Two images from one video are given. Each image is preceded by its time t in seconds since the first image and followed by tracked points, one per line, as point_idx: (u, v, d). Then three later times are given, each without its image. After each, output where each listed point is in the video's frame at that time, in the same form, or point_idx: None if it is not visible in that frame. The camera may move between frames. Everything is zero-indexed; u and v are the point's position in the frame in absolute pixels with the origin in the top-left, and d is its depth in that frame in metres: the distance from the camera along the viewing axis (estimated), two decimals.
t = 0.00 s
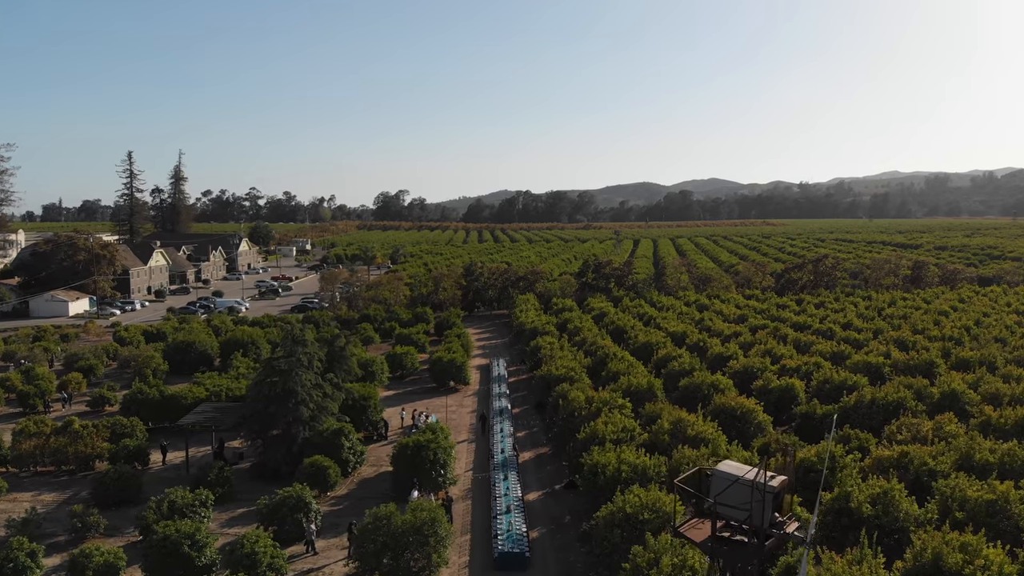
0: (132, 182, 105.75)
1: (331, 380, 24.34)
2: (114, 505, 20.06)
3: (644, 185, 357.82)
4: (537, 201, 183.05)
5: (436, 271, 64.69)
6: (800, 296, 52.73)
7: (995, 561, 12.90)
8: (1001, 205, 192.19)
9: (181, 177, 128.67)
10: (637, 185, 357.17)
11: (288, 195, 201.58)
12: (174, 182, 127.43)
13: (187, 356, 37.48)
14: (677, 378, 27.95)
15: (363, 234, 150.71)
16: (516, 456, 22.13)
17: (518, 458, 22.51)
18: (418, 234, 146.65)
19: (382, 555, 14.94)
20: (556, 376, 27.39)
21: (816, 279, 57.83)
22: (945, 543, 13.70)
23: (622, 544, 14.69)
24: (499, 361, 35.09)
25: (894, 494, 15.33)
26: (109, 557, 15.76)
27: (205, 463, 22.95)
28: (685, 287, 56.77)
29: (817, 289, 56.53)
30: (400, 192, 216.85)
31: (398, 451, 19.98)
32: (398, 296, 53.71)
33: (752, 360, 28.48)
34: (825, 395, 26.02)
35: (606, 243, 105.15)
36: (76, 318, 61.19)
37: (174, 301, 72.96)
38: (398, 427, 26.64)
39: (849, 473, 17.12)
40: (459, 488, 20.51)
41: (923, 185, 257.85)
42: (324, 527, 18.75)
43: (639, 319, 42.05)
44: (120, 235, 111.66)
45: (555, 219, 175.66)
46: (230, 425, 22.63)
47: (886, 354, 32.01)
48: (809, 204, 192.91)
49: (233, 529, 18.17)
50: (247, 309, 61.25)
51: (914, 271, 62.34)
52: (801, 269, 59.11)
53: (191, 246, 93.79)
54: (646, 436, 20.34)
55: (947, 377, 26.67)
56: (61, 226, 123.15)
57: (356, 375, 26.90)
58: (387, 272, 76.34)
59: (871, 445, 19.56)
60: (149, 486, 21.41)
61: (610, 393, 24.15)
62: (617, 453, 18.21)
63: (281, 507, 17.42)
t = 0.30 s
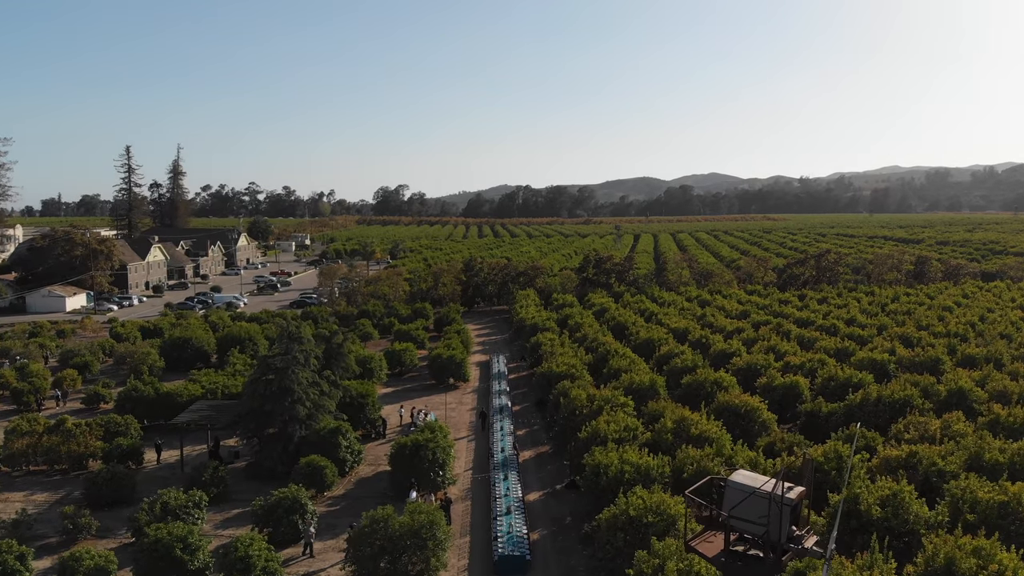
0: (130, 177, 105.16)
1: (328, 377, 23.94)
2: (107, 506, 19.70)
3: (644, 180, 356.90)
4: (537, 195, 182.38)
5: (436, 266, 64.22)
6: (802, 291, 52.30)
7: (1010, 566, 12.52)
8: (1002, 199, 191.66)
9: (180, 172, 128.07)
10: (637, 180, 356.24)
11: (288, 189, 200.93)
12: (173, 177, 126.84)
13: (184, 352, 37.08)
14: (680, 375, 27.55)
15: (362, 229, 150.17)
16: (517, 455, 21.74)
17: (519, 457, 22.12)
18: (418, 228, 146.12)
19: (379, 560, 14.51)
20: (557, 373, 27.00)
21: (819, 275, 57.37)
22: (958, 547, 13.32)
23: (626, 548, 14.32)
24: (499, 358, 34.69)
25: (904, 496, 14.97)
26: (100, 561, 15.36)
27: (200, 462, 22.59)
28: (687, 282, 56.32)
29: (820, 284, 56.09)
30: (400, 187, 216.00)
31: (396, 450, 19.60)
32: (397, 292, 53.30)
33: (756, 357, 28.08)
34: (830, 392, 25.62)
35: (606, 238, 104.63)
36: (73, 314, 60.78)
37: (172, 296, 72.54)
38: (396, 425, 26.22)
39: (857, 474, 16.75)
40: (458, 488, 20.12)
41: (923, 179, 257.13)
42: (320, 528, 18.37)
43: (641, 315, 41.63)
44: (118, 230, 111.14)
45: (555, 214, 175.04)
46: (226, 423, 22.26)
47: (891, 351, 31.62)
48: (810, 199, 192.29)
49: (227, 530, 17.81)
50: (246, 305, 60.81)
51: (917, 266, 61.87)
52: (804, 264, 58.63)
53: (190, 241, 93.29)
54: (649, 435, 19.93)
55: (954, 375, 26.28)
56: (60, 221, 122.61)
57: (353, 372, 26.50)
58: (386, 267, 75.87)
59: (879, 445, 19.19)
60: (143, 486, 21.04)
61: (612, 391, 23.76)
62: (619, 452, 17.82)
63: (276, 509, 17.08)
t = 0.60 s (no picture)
0: (128, 171, 104.62)
1: (325, 375, 23.50)
2: (99, 506, 19.29)
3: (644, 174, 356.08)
4: (537, 190, 181.73)
5: (435, 261, 63.72)
6: (805, 287, 51.83)
7: None
8: (1002, 194, 191.07)
9: (178, 166, 127.40)
10: (638, 174, 355.39)
11: (287, 184, 200.37)
12: (171, 171, 126.24)
13: (180, 349, 36.66)
14: (682, 373, 27.13)
15: (362, 224, 149.64)
16: (517, 454, 21.33)
17: (519, 456, 21.71)
18: (417, 223, 145.57)
19: (377, 564, 14.10)
20: (557, 370, 26.58)
21: (821, 270, 56.90)
22: (972, 552, 12.92)
23: (630, 553, 13.91)
24: (499, 354, 34.27)
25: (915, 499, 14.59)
26: (88, 565, 14.91)
27: (194, 461, 22.18)
28: (688, 278, 55.88)
29: (822, 279, 55.65)
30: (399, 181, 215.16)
31: (394, 450, 19.18)
32: (396, 287, 52.84)
33: (760, 354, 27.64)
34: (836, 390, 25.19)
35: (607, 233, 104.11)
36: (69, 309, 60.40)
37: (169, 292, 72.12)
38: (394, 424, 25.80)
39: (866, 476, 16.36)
40: (457, 489, 19.71)
41: (924, 174, 256.22)
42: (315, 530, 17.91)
43: (642, 311, 41.20)
44: (116, 224, 110.62)
45: (555, 208, 174.44)
46: (221, 422, 21.83)
47: (896, 348, 31.18)
48: (811, 193, 191.61)
49: (221, 533, 17.42)
50: (244, 300, 60.40)
51: (920, 261, 61.36)
52: (806, 259, 58.17)
53: (188, 235, 92.74)
54: (652, 435, 19.53)
55: (962, 372, 25.87)
56: (58, 216, 122.10)
57: (351, 369, 26.07)
58: (386, 262, 75.47)
59: (887, 446, 18.79)
60: (136, 486, 20.63)
61: (613, 389, 23.34)
62: (622, 453, 17.41)
63: (270, 510, 16.69)
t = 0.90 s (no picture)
0: (126, 165, 104.00)
1: (322, 373, 23.04)
2: (90, 508, 18.89)
3: (644, 168, 355.47)
4: (537, 184, 181.04)
5: (434, 256, 63.21)
6: (807, 282, 51.37)
7: None
8: (1003, 188, 190.46)
9: (176, 160, 126.70)
10: (638, 168, 354.32)
11: (286, 178, 199.73)
12: (170, 165, 125.59)
13: (176, 345, 36.21)
14: (685, 370, 26.69)
15: (361, 218, 149.08)
16: (517, 454, 20.90)
17: (520, 456, 21.29)
18: (417, 218, 144.98)
19: (372, 570, 13.68)
20: (558, 367, 26.13)
21: (824, 265, 56.42)
22: (987, 559, 12.48)
23: (633, 559, 13.48)
24: (499, 351, 33.82)
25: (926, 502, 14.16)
26: (76, 570, 14.47)
27: (188, 461, 21.79)
28: (690, 273, 55.40)
29: (825, 274, 55.18)
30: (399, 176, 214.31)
31: (391, 450, 18.74)
32: (395, 282, 52.37)
33: (764, 350, 27.20)
34: (842, 388, 24.74)
35: (607, 228, 103.62)
36: (66, 304, 59.96)
37: (167, 286, 71.64)
38: (392, 422, 25.36)
39: (876, 478, 15.94)
40: (456, 489, 19.30)
41: (925, 167, 255.23)
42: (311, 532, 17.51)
43: (644, 307, 40.75)
44: (114, 219, 110.07)
45: (555, 203, 173.80)
46: (214, 421, 21.40)
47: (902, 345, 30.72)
48: (811, 188, 190.93)
49: (214, 536, 17.02)
50: (242, 295, 59.95)
51: (923, 256, 60.83)
52: (809, 253, 57.65)
53: (186, 230, 92.17)
54: (655, 435, 19.11)
55: (969, 369, 25.44)
56: (56, 210, 121.57)
57: (348, 367, 25.62)
58: (385, 257, 75.06)
59: (896, 446, 18.37)
60: (128, 487, 20.23)
61: (615, 387, 22.89)
62: (625, 454, 16.98)
63: (264, 513, 16.29)
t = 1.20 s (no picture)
0: (123, 159, 103.28)
1: (318, 371, 22.55)
2: (80, 510, 18.44)
3: (644, 162, 354.53)
4: (537, 177, 180.28)
5: (433, 251, 62.66)
6: (810, 277, 50.90)
7: None
8: (1004, 182, 189.91)
9: (174, 153, 125.96)
10: (638, 163, 353.23)
11: (286, 172, 199.00)
12: (168, 159, 124.86)
13: (171, 341, 35.67)
14: (688, 368, 26.20)
15: (360, 212, 148.37)
16: (517, 454, 20.46)
17: (520, 456, 20.84)
18: (416, 212, 144.40)
19: None
20: (559, 365, 25.66)
21: (826, 259, 55.93)
22: (1004, 568, 12.04)
23: (637, 566, 13.02)
24: (499, 347, 33.34)
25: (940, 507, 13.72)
26: None
27: (182, 461, 21.35)
28: (691, 267, 54.88)
29: (828, 270, 54.68)
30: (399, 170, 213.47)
31: (388, 451, 18.29)
32: (394, 277, 51.86)
33: (768, 347, 26.72)
34: (848, 386, 24.28)
35: (608, 222, 103.12)
36: (62, 299, 59.44)
37: (164, 281, 71.09)
38: (390, 421, 24.91)
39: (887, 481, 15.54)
40: (455, 491, 18.81)
41: (927, 161, 254.27)
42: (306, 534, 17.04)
43: (645, 302, 40.27)
44: (112, 213, 109.43)
45: (555, 196, 173.05)
46: (208, 420, 20.94)
47: (908, 342, 30.24)
48: (812, 182, 190.24)
49: (206, 539, 16.60)
50: (239, 291, 59.43)
51: (926, 251, 60.28)
52: (811, 248, 57.16)
53: (184, 224, 91.65)
54: (659, 435, 18.68)
55: (978, 367, 24.96)
56: (54, 204, 120.88)
57: (345, 364, 25.12)
58: (384, 252, 74.60)
59: (906, 448, 17.94)
60: (120, 487, 19.79)
61: (617, 385, 22.44)
62: (628, 455, 16.52)
63: (257, 517, 15.84)
